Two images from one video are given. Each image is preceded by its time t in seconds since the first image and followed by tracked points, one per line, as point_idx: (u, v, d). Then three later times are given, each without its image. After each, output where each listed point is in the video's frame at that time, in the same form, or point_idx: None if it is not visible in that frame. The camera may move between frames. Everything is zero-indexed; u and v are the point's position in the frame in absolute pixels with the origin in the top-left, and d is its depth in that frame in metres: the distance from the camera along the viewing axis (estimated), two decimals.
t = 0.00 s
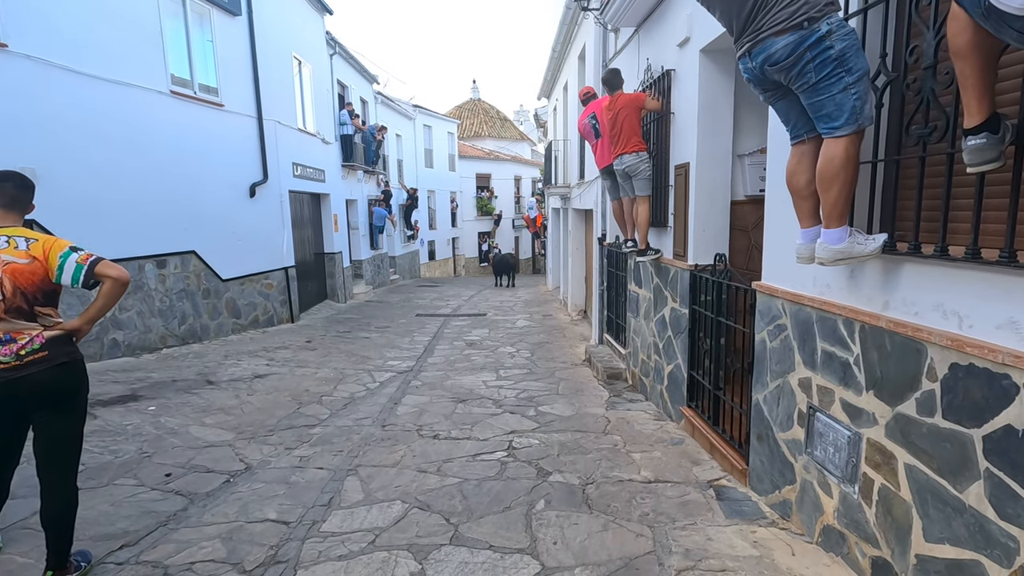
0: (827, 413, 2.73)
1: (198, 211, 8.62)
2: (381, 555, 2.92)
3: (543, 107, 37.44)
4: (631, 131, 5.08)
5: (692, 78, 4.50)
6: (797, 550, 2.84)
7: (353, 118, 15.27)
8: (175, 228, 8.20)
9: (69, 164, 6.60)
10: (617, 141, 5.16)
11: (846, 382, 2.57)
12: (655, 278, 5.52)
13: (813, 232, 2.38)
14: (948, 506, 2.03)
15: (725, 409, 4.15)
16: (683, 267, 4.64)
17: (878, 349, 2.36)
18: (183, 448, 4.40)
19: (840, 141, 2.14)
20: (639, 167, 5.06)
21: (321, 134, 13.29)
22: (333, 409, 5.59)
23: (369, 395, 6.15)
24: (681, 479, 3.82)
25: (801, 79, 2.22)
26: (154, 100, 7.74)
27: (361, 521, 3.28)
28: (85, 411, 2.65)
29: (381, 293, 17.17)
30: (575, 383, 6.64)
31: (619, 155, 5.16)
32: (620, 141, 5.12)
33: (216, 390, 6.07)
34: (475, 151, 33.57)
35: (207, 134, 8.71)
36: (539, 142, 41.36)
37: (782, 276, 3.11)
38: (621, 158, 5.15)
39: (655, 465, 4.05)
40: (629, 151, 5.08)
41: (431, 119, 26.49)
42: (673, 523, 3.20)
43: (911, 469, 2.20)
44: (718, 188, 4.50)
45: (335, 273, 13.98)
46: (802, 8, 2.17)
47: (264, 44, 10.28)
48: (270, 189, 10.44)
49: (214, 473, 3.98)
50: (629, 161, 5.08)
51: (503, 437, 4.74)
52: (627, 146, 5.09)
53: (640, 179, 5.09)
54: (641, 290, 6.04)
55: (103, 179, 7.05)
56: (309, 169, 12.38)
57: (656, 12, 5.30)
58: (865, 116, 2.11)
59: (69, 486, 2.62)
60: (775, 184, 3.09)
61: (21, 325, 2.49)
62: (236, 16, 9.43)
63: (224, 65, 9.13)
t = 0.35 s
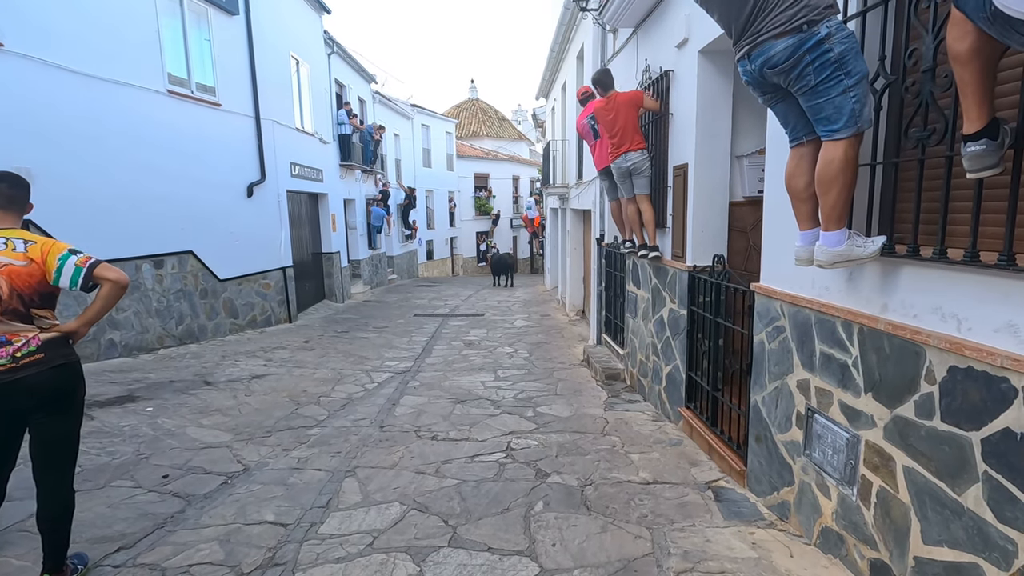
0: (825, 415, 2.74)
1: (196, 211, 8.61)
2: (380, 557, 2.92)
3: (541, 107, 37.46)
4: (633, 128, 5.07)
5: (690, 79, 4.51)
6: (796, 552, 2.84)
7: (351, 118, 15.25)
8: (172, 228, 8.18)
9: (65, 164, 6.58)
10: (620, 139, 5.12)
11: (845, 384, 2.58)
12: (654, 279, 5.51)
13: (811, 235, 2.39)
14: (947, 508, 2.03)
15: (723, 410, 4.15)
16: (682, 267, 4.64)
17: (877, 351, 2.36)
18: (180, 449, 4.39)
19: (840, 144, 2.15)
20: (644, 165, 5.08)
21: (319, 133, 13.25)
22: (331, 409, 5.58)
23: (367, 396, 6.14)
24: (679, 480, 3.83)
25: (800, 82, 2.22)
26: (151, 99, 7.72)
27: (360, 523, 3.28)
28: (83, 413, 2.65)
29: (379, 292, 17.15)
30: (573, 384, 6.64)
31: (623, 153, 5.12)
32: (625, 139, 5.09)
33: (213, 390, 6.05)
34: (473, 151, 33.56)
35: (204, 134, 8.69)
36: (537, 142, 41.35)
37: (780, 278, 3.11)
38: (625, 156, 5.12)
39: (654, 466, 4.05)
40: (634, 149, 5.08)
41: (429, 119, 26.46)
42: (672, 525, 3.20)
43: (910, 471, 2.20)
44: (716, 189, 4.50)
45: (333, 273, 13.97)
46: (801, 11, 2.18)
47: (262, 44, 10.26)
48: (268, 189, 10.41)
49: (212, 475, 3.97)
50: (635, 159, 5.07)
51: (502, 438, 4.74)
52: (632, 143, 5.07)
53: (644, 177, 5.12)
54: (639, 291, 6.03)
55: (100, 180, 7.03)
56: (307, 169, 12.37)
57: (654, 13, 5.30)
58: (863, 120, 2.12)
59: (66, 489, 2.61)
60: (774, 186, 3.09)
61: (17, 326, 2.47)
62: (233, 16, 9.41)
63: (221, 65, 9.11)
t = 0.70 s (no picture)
0: (822, 414, 2.74)
1: (193, 211, 8.59)
2: (376, 557, 2.92)
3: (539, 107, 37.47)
4: (634, 125, 5.06)
5: (688, 79, 4.51)
6: (792, 551, 2.84)
7: (349, 117, 15.24)
8: (170, 228, 8.18)
9: (62, 163, 6.56)
10: (621, 136, 5.09)
11: (841, 383, 2.58)
12: (651, 278, 5.51)
13: (807, 234, 2.39)
14: (942, 507, 2.03)
15: (720, 410, 4.16)
16: (679, 267, 4.65)
17: (873, 350, 2.37)
18: (177, 449, 4.38)
19: (835, 144, 2.16)
20: (645, 163, 5.07)
21: (316, 132, 13.23)
22: (328, 409, 5.57)
23: (364, 396, 6.13)
24: (676, 479, 3.83)
25: (796, 82, 2.23)
26: (147, 98, 7.69)
27: (356, 522, 3.27)
28: (80, 413, 2.64)
29: (377, 292, 17.13)
30: (571, 383, 6.65)
31: (624, 150, 5.11)
32: (626, 136, 5.07)
33: (210, 390, 6.04)
34: (471, 151, 33.55)
35: (202, 133, 8.68)
36: (535, 142, 41.37)
37: (777, 278, 3.12)
38: (626, 154, 5.11)
39: (650, 466, 4.05)
40: (636, 147, 5.06)
41: (427, 119, 26.44)
42: (669, 524, 3.20)
43: (905, 470, 2.21)
44: (714, 189, 4.51)
45: (330, 272, 13.96)
46: (797, 10, 2.19)
47: (259, 43, 10.24)
48: (266, 188, 10.39)
49: (208, 474, 3.96)
50: (637, 157, 5.06)
51: (499, 438, 4.74)
52: (634, 141, 5.05)
53: (645, 174, 5.10)
54: (637, 290, 6.03)
55: (97, 179, 7.01)
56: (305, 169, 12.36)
57: (651, 12, 5.30)
58: (859, 120, 2.12)
59: (62, 488, 2.60)
60: (771, 185, 3.09)
61: (13, 326, 2.46)
62: (231, 15, 9.39)
63: (218, 64, 9.09)
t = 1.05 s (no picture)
0: (822, 414, 2.74)
1: (193, 211, 8.59)
2: (377, 556, 2.91)
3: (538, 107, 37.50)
4: (638, 124, 5.06)
5: (688, 79, 4.52)
6: (792, 550, 2.84)
7: (348, 117, 15.23)
8: (169, 228, 8.17)
9: (62, 163, 6.56)
10: (626, 136, 5.07)
11: (842, 382, 2.59)
12: (651, 278, 5.51)
13: (809, 234, 2.40)
14: (943, 506, 2.04)
15: (720, 410, 4.16)
16: (679, 267, 4.65)
17: (873, 350, 2.38)
18: (176, 448, 4.37)
19: (837, 144, 2.17)
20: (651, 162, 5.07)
21: (315, 132, 13.22)
22: (328, 409, 5.57)
23: (364, 395, 6.13)
24: (677, 479, 3.84)
25: (798, 81, 2.24)
26: (147, 98, 7.68)
27: (357, 522, 3.27)
28: (80, 414, 2.64)
29: (376, 292, 17.12)
30: (571, 383, 6.65)
31: (630, 150, 5.08)
32: (631, 136, 5.05)
33: (210, 390, 6.03)
34: (470, 151, 33.52)
35: (202, 133, 8.68)
36: (534, 142, 41.39)
37: (777, 278, 3.13)
38: (632, 153, 5.08)
39: (651, 465, 4.05)
40: (641, 146, 5.05)
41: (427, 119, 26.44)
42: (669, 523, 3.21)
43: (906, 469, 2.22)
44: (714, 189, 4.51)
45: (329, 272, 13.94)
46: (799, 10, 2.19)
47: (259, 43, 10.24)
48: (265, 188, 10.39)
49: (208, 474, 3.96)
50: (643, 156, 5.04)
51: (499, 437, 4.74)
52: (640, 140, 5.04)
53: (651, 173, 5.11)
54: (637, 290, 6.04)
55: (96, 178, 6.99)
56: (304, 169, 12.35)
57: (652, 13, 5.31)
58: (860, 119, 2.13)
59: (62, 488, 2.59)
60: (772, 185, 3.10)
61: (14, 324, 2.46)
62: (230, 14, 9.38)
63: (218, 64, 9.09)
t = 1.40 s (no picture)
0: (823, 413, 2.76)
1: (193, 210, 8.59)
2: (380, 555, 2.92)
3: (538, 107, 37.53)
4: (637, 125, 5.06)
5: (689, 80, 4.54)
6: (793, 550, 2.86)
7: (348, 117, 15.25)
8: (169, 227, 8.17)
9: (62, 162, 6.56)
10: (625, 136, 5.08)
11: (842, 382, 2.60)
12: (652, 279, 5.53)
13: (810, 235, 2.41)
14: (944, 505, 2.05)
15: (721, 410, 4.18)
16: (680, 267, 4.67)
17: (874, 350, 2.39)
18: (178, 448, 4.38)
19: (839, 145, 2.18)
20: (650, 163, 5.06)
21: (315, 132, 13.22)
22: (328, 409, 5.57)
23: (364, 395, 6.14)
24: (677, 478, 3.85)
25: (800, 83, 2.25)
26: (147, 97, 7.67)
27: (359, 521, 3.28)
28: (82, 413, 2.65)
29: (376, 292, 17.12)
30: (571, 383, 6.66)
31: (629, 150, 5.09)
32: (630, 136, 5.06)
33: (210, 389, 6.04)
34: (470, 151, 33.52)
35: (202, 132, 8.68)
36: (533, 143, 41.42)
37: (778, 279, 3.14)
38: (631, 154, 5.09)
39: (652, 465, 4.07)
40: (640, 147, 5.05)
41: (426, 119, 26.44)
42: (670, 523, 3.22)
43: (906, 469, 2.23)
44: (714, 189, 4.53)
45: (329, 272, 13.95)
46: (801, 13, 2.21)
47: (259, 42, 10.24)
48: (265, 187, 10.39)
49: (210, 473, 3.96)
50: (641, 157, 5.04)
51: (500, 437, 4.75)
52: (638, 140, 5.04)
53: (650, 174, 5.10)
54: (637, 291, 6.05)
55: (96, 178, 6.99)
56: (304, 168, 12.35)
57: (652, 14, 5.33)
58: (861, 121, 2.15)
59: (64, 487, 2.60)
60: (773, 186, 3.11)
61: (17, 323, 2.47)
62: (231, 14, 9.39)
63: (218, 64, 9.09)
